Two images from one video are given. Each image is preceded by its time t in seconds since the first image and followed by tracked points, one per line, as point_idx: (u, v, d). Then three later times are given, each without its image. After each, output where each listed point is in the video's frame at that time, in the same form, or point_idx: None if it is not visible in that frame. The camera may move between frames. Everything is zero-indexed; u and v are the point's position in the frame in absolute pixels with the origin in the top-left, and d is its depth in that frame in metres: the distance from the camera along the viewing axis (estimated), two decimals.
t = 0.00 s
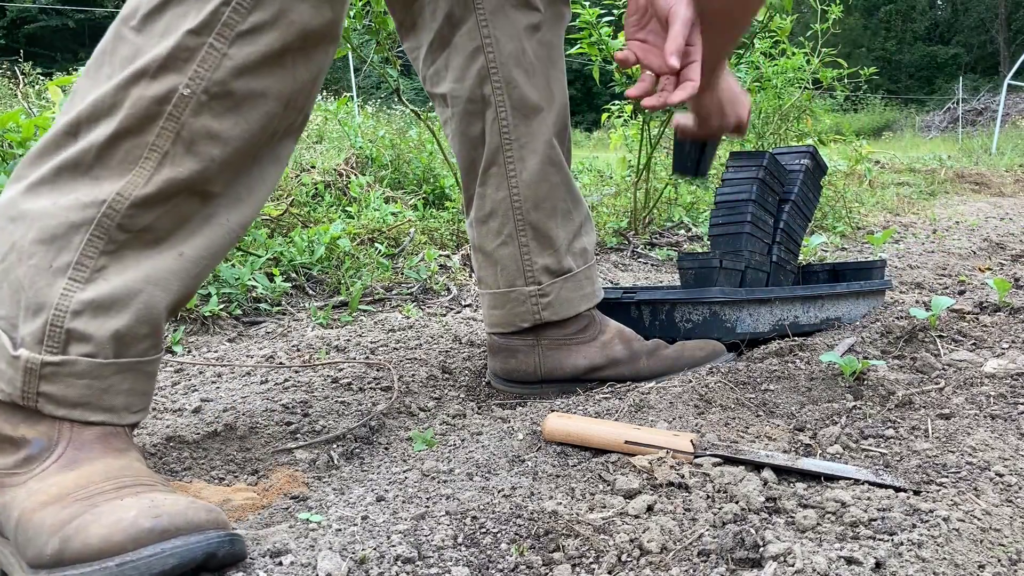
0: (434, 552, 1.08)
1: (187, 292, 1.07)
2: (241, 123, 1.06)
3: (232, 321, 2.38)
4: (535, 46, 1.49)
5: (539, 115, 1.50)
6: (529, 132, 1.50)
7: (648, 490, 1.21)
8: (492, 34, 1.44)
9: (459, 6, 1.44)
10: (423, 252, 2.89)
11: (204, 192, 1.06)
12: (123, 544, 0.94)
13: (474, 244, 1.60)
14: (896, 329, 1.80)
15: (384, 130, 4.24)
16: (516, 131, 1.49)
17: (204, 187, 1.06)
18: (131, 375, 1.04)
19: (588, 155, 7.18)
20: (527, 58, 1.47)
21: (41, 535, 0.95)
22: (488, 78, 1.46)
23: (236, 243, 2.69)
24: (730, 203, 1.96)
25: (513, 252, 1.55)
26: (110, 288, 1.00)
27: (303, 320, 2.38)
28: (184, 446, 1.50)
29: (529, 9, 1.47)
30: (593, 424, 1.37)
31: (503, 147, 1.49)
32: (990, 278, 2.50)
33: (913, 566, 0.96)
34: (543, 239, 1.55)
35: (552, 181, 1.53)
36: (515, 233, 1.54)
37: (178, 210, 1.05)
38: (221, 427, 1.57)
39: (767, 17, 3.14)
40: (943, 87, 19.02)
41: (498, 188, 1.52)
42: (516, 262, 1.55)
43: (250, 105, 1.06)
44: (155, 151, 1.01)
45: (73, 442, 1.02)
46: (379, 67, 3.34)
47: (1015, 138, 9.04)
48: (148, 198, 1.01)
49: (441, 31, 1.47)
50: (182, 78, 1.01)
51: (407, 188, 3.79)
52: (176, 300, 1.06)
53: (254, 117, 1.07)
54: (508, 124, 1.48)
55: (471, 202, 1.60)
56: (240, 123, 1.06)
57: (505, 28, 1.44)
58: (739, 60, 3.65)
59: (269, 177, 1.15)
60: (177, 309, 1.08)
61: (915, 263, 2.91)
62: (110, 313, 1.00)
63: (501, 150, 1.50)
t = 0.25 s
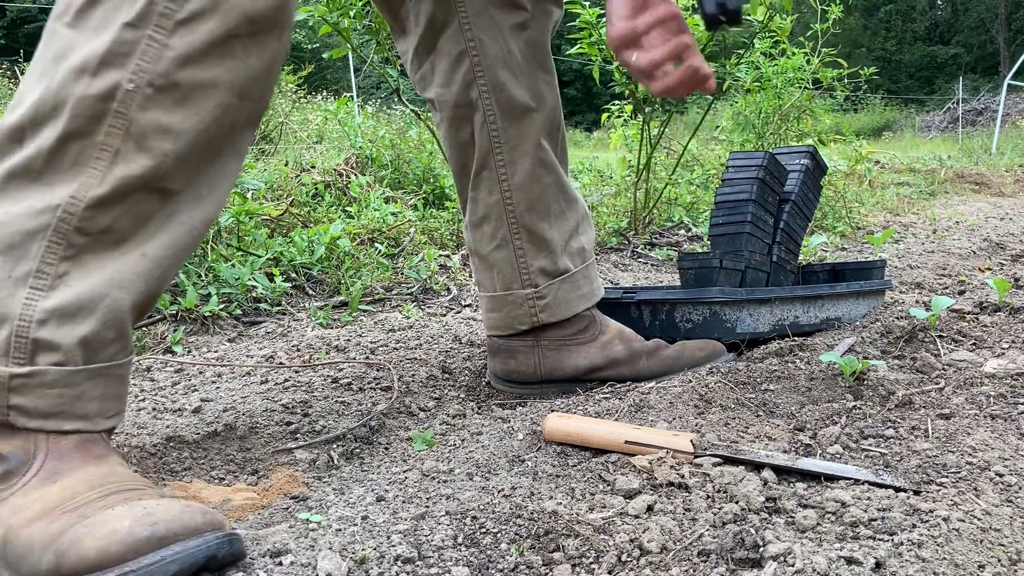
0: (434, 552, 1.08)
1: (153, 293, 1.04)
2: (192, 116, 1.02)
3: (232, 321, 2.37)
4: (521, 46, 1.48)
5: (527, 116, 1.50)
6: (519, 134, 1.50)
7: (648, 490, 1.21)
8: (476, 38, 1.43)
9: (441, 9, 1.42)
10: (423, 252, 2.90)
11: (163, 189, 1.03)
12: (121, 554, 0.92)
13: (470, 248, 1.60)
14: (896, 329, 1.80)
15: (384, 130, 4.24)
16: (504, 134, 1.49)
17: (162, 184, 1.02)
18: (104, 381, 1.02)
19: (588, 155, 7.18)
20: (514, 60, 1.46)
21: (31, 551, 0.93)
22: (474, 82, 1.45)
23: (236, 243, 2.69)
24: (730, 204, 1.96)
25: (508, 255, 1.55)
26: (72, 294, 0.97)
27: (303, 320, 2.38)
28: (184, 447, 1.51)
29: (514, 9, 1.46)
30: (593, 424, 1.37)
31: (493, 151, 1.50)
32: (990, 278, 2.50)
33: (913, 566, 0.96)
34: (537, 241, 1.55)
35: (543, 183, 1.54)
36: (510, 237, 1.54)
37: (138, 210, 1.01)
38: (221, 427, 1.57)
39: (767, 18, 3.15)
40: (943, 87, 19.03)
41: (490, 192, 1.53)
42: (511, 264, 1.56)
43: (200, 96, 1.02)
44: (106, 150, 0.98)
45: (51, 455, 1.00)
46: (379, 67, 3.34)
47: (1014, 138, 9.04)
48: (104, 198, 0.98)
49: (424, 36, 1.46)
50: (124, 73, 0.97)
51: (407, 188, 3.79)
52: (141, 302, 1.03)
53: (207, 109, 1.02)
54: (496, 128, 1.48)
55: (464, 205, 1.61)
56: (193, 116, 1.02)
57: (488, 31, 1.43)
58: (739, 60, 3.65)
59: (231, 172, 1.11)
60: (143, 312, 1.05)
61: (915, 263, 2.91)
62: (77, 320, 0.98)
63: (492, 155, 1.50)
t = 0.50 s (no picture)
0: (434, 552, 1.08)
1: (98, 288, 1.06)
2: (107, 101, 1.04)
3: (232, 321, 2.37)
4: (508, 46, 1.45)
5: (511, 117, 1.48)
6: (502, 136, 1.49)
7: (648, 490, 1.21)
8: (456, 40, 1.41)
9: (420, 13, 1.41)
10: (423, 252, 2.90)
11: (92, 182, 1.05)
12: (110, 559, 0.92)
13: (462, 249, 1.61)
14: (896, 329, 1.80)
15: (384, 130, 4.24)
16: (488, 137, 1.48)
17: (89, 176, 1.04)
18: (66, 382, 1.03)
19: (589, 155, 7.18)
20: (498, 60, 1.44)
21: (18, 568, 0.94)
22: (457, 85, 1.44)
23: (236, 243, 2.70)
24: (730, 204, 1.96)
25: (497, 258, 1.55)
26: (15, 298, 0.99)
27: (303, 320, 2.38)
28: (184, 447, 1.51)
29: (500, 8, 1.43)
30: (593, 425, 1.37)
31: (477, 155, 1.49)
32: (990, 278, 2.50)
33: (913, 566, 0.96)
34: (527, 243, 1.54)
35: (530, 184, 1.53)
36: (498, 239, 1.54)
37: (70, 207, 1.03)
38: (221, 427, 1.57)
39: (767, 18, 3.15)
40: (943, 87, 19.03)
41: (477, 194, 1.53)
42: (501, 267, 1.56)
43: (115, 81, 1.05)
44: (26, 150, 1.00)
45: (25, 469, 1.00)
46: (379, 67, 3.33)
47: (1015, 138, 9.03)
48: (31, 199, 1.00)
49: (410, 39, 1.46)
50: (27, 71, 1.00)
51: (407, 188, 3.79)
52: (87, 298, 1.05)
53: (123, 94, 1.06)
54: (479, 131, 1.47)
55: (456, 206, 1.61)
56: (112, 103, 1.05)
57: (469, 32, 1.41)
58: (739, 60, 3.65)
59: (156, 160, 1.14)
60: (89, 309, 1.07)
61: (915, 264, 2.91)
62: (24, 325, 0.99)
63: (476, 157, 1.49)
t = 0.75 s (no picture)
0: (434, 552, 1.08)
1: (21, 303, 0.96)
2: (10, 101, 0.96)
3: (232, 321, 2.37)
4: (497, 47, 1.44)
5: (498, 121, 1.48)
6: (491, 140, 1.49)
7: (648, 490, 1.20)
8: (444, 43, 1.41)
9: (408, 15, 1.42)
10: (423, 252, 2.90)
11: (7, 186, 0.96)
12: None
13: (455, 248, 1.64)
14: (896, 329, 1.80)
15: (384, 130, 4.24)
16: (476, 140, 1.48)
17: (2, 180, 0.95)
18: None
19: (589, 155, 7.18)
20: (488, 61, 1.43)
21: None
22: (445, 88, 1.44)
23: (236, 243, 2.70)
24: (731, 204, 1.96)
25: (485, 261, 1.57)
26: None
27: (303, 320, 2.38)
28: (184, 447, 1.51)
29: (488, 9, 1.42)
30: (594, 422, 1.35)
31: (465, 158, 1.50)
32: (990, 278, 2.50)
33: (914, 566, 0.96)
34: (514, 247, 1.56)
35: (519, 188, 1.53)
36: (486, 242, 1.56)
37: None
38: (221, 427, 1.57)
39: (767, 18, 3.15)
40: (943, 87, 19.03)
41: (466, 197, 1.54)
42: (488, 269, 1.58)
43: (15, 85, 0.96)
44: None
45: None
46: (379, 67, 3.33)
47: (1015, 137, 9.03)
48: None
49: (403, 38, 1.47)
50: None
51: (407, 188, 3.79)
52: (10, 316, 0.95)
53: (28, 99, 0.97)
54: (467, 134, 1.48)
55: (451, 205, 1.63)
56: (10, 106, 0.96)
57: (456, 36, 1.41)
58: (739, 60, 3.65)
59: (91, 164, 1.05)
60: (23, 330, 0.98)
61: (915, 263, 2.91)
62: None
63: (464, 161, 1.50)
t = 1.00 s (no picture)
0: (434, 552, 1.08)
1: (14, 306, 0.98)
2: None
3: (232, 321, 2.37)
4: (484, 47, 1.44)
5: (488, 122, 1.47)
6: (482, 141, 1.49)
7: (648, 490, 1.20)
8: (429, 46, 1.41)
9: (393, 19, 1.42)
10: (423, 252, 2.90)
11: None
12: None
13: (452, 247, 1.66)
14: (896, 329, 1.80)
15: (384, 130, 4.24)
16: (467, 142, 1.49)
17: None
18: None
19: (589, 155, 7.18)
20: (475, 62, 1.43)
21: None
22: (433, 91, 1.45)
23: (236, 243, 2.70)
24: (731, 203, 1.96)
25: (479, 262, 1.59)
26: None
27: (303, 320, 2.37)
28: (185, 447, 1.51)
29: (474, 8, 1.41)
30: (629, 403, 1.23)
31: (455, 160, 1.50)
32: (990, 278, 2.50)
33: (913, 566, 0.96)
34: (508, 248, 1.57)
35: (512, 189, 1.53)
36: (479, 243, 1.57)
37: None
38: (221, 427, 1.57)
39: (767, 18, 3.15)
40: (943, 87, 19.04)
41: (459, 199, 1.56)
42: (483, 270, 1.59)
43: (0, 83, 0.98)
44: None
45: None
46: (379, 67, 3.33)
47: (1015, 138, 9.03)
48: None
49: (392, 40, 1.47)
50: None
51: (407, 188, 3.78)
52: (3, 319, 0.98)
53: (13, 97, 0.98)
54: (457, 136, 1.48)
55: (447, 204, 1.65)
56: None
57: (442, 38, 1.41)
58: (739, 60, 3.65)
59: (80, 161, 1.07)
60: (17, 333, 1.00)
61: (915, 263, 2.91)
62: None
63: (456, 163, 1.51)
